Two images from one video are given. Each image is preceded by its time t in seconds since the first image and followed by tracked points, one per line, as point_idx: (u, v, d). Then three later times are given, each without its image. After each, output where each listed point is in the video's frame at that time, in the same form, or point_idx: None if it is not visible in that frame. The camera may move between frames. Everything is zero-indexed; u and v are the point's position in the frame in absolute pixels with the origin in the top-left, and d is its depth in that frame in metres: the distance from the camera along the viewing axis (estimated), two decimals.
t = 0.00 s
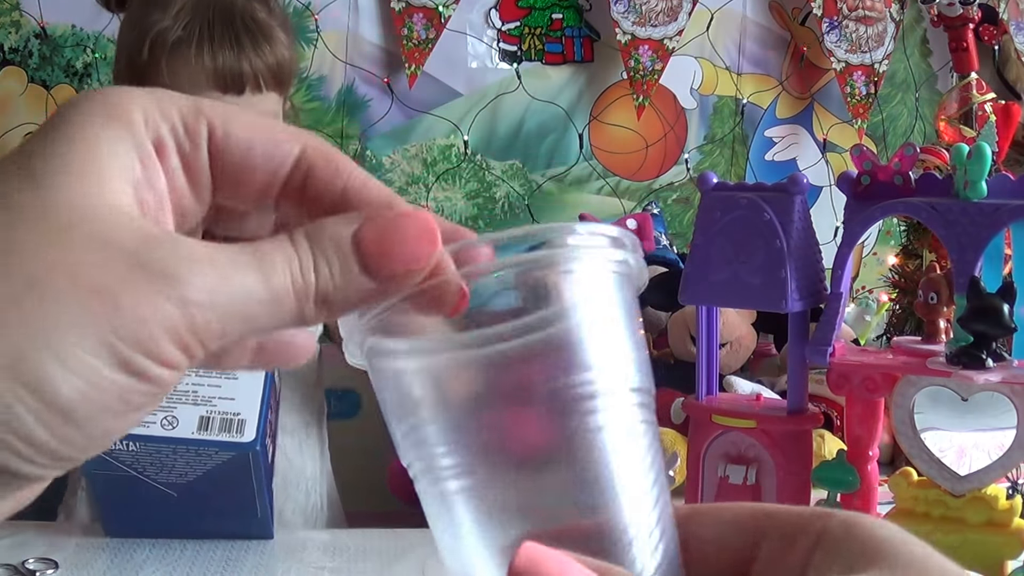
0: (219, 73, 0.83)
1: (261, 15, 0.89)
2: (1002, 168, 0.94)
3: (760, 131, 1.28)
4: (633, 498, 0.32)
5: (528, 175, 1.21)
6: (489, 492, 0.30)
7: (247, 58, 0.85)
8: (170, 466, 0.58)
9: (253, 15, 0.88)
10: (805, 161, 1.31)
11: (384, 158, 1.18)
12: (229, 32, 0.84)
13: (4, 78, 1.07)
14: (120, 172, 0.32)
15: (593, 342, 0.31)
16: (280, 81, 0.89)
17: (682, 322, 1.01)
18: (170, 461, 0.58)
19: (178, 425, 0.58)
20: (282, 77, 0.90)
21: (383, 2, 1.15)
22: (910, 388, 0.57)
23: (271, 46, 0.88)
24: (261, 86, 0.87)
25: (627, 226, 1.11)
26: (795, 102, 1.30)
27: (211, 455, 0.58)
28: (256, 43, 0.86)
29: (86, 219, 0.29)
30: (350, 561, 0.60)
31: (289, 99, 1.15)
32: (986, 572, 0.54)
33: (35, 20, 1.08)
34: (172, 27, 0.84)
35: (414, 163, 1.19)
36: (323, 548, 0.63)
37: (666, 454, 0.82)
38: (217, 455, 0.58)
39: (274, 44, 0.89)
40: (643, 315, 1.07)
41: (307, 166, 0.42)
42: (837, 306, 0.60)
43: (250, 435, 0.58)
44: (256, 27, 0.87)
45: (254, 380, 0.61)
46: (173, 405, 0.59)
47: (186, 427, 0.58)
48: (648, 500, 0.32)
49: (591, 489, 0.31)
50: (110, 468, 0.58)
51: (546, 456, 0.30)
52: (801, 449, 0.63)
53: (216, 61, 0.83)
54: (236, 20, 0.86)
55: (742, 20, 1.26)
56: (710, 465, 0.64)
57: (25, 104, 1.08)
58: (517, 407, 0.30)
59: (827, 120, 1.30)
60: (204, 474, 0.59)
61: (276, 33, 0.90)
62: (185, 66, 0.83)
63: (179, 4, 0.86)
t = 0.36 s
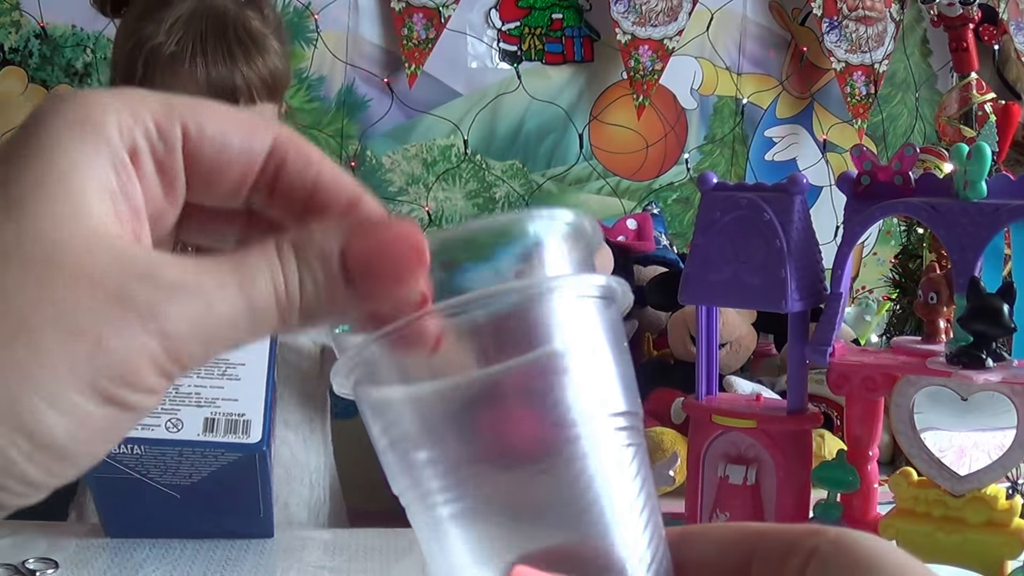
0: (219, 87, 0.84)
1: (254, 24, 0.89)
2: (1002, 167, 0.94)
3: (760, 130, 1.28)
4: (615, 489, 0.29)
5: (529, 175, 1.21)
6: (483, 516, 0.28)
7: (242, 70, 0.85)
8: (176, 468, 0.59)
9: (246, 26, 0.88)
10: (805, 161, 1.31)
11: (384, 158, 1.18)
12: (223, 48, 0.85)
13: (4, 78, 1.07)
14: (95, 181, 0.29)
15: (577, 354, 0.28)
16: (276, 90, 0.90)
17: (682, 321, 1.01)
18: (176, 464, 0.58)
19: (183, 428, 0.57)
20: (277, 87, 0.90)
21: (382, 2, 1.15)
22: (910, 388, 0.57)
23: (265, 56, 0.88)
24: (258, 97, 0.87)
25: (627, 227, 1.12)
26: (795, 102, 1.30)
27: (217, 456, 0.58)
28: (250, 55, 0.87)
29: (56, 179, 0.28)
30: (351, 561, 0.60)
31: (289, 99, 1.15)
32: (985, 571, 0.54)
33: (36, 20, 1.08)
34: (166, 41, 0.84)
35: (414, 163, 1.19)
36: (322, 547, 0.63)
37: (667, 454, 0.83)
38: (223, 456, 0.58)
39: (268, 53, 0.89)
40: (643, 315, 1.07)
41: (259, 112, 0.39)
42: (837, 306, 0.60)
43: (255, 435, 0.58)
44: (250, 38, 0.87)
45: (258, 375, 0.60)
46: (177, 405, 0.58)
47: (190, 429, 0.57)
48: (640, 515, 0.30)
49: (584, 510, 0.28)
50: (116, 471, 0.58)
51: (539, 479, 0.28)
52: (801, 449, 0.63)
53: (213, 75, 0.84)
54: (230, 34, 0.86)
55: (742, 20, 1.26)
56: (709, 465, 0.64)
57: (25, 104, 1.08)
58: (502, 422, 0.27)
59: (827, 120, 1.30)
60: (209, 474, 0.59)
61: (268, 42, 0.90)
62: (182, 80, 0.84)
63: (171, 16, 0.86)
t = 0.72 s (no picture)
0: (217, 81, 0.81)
1: (272, 29, 0.89)
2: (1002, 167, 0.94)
3: (760, 130, 1.28)
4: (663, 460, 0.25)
5: (529, 175, 1.21)
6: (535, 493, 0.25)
7: (256, 71, 0.84)
8: (171, 459, 0.58)
9: (263, 32, 0.88)
10: (804, 161, 1.31)
11: (384, 157, 1.18)
12: (239, 46, 0.84)
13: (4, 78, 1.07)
14: None
15: (643, 356, 0.25)
16: (290, 94, 0.89)
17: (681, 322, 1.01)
18: (172, 453, 0.57)
19: (178, 414, 0.57)
20: (291, 93, 0.89)
21: (383, 2, 1.15)
22: (911, 388, 0.57)
23: (279, 61, 0.88)
24: (267, 100, 0.86)
25: (627, 226, 1.11)
26: (795, 103, 1.30)
27: (213, 443, 0.57)
28: (264, 58, 0.86)
29: None
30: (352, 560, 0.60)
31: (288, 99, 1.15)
32: (985, 571, 0.54)
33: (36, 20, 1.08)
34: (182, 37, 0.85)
35: (415, 163, 1.19)
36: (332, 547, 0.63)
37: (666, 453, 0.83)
38: (220, 443, 0.57)
39: (282, 59, 0.88)
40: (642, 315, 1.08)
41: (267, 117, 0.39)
42: (837, 306, 0.60)
43: (252, 420, 0.57)
44: (264, 41, 0.87)
45: (251, 362, 0.58)
46: (172, 392, 0.57)
47: (186, 415, 0.57)
48: (685, 513, 0.26)
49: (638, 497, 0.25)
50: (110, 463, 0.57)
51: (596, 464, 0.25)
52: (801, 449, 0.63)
53: (213, 73, 0.80)
54: (247, 34, 0.86)
55: (742, 20, 1.26)
56: (710, 465, 0.64)
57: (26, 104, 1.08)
58: (575, 407, 0.24)
59: (826, 120, 1.30)
60: (203, 465, 0.58)
61: (284, 49, 0.90)
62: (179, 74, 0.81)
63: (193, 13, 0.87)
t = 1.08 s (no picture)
0: (188, 65, 0.86)
1: (240, 8, 0.88)
2: (1001, 167, 0.94)
3: (760, 131, 1.28)
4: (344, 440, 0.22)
5: (529, 175, 1.21)
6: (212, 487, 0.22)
7: (211, 48, 0.86)
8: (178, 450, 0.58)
9: (227, 12, 0.87)
10: (804, 161, 1.30)
11: (384, 158, 1.18)
12: (197, 29, 0.87)
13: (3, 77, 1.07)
14: None
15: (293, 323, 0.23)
16: (256, 66, 0.88)
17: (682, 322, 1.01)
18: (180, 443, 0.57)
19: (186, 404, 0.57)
20: (258, 65, 0.88)
21: (383, 2, 1.16)
22: (910, 388, 0.57)
23: (239, 37, 0.87)
24: (229, 71, 0.86)
25: (627, 226, 1.11)
26: (796, 102, 1.29)
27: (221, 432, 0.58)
28: (219, 36, 0.86)
29: None
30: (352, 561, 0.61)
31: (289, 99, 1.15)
32: (985, 571, 0.55)
33: (36, 20, 1.08)
34: (160, 34, 0.91)
35: (415, 163, 1.19)
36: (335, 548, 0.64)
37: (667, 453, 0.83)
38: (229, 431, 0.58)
39: (264, 36, 0.89)
40: (643, 315, 1.08)
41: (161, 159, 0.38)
42: (837, 306, 0.60)
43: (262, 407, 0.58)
44: (224, 22, 0.87)
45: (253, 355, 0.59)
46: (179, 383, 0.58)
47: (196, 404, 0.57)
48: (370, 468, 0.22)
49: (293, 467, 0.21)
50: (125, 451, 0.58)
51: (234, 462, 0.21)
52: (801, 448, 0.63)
53: (182, 61, 0.86)
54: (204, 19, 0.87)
55: (742, 20, 1.26)
56: (710, 464, 0.64)
57: (25, 103, 1.08)
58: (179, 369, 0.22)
59: (827, 120, 1.30)
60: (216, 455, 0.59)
61: (268, 23, 0.91)
62: (164, 67, 0.88)
63: (173, 7, 0.92)
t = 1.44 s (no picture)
0: (142, 76, 0.85)
1: (191, 17, 0.87)
2: (1002, 168, 0.94)
3: (760, 131, 1.28)
4: None
5: (529, 175, 1.21)
6: None
7: (165, 60, 0.85)
8: (177, 444, 0.57)
9: (178, 23, 0.86)
10: (804, 161, 1.30)
11: (383, 158, 1.18)
12: (150, 42, 0.86)
13: (4, 77, 1.08)
14: None
15: None
16: (212, 74, 0.86)
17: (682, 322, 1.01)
18: (178, 439, 0.57)
19: (183, 398, 0.57)
20: (214, 72, 0.86)
21: (383, 3, 1.16)
22: (910, 388, 0.57)
23: (192, 46, 0.85)
24: (184, 80, 0.85)
25: (627, 226, 1.11)
26: (795, 102, 1.29)
27: (219, 425, 0.57)
28: (172, 48, 0.85)
29: None
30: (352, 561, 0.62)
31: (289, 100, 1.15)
32: (985, 570, 0.55)
33: (36, 20, 1.08)
34: (111, 47, 0.89)
35: (414, 163, 1.19)
36: (334, 548, 0.64)
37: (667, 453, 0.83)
38: (227, 423, 0.57)
39: (217, 44, 0.87)
40: (643, 315, 1.08)
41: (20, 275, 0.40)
42: (837, 305, 0.59)
43: (256, 398, 0.57)
44: (176, 33, 0.86)
45: (245, 351, 0.60)
46: (174, 379, 0.57)
47: (192, 399, 0.57)
48: None
49: None
50: (114, 452, 0.56)
51: None
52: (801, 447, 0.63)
53: (136, 74, 0.85)
54: (155, 32, 0.86)
55: (741, 20, 1.26)
56: (710, 465, 0.64)
57: (26, 103, 1.08)
58: None
59: (827, 121, 1.30)
60: (208, 452, 0.57)
61: (220, 30, 0.89)
62: (118, 80, 0.87)
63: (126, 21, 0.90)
